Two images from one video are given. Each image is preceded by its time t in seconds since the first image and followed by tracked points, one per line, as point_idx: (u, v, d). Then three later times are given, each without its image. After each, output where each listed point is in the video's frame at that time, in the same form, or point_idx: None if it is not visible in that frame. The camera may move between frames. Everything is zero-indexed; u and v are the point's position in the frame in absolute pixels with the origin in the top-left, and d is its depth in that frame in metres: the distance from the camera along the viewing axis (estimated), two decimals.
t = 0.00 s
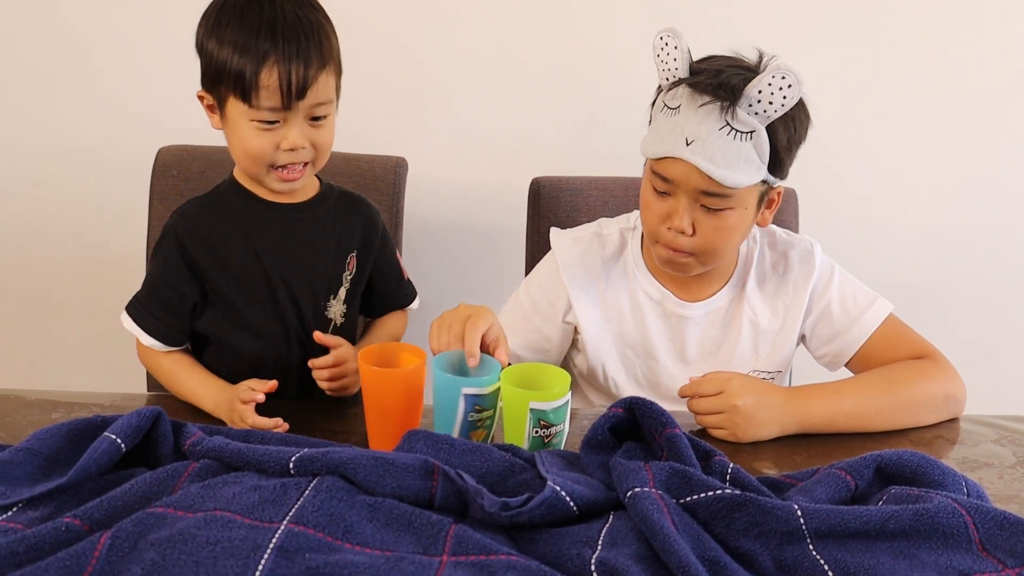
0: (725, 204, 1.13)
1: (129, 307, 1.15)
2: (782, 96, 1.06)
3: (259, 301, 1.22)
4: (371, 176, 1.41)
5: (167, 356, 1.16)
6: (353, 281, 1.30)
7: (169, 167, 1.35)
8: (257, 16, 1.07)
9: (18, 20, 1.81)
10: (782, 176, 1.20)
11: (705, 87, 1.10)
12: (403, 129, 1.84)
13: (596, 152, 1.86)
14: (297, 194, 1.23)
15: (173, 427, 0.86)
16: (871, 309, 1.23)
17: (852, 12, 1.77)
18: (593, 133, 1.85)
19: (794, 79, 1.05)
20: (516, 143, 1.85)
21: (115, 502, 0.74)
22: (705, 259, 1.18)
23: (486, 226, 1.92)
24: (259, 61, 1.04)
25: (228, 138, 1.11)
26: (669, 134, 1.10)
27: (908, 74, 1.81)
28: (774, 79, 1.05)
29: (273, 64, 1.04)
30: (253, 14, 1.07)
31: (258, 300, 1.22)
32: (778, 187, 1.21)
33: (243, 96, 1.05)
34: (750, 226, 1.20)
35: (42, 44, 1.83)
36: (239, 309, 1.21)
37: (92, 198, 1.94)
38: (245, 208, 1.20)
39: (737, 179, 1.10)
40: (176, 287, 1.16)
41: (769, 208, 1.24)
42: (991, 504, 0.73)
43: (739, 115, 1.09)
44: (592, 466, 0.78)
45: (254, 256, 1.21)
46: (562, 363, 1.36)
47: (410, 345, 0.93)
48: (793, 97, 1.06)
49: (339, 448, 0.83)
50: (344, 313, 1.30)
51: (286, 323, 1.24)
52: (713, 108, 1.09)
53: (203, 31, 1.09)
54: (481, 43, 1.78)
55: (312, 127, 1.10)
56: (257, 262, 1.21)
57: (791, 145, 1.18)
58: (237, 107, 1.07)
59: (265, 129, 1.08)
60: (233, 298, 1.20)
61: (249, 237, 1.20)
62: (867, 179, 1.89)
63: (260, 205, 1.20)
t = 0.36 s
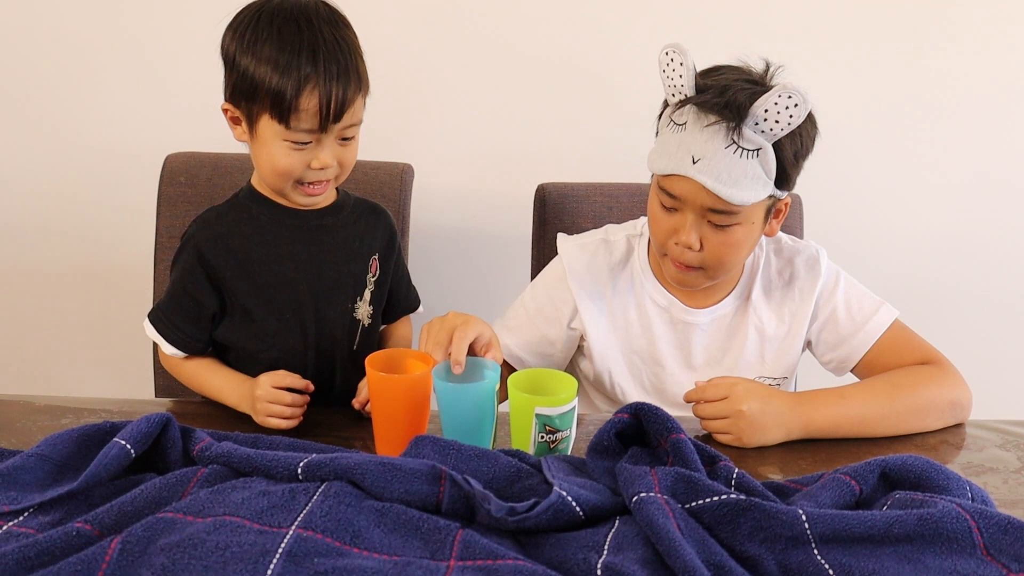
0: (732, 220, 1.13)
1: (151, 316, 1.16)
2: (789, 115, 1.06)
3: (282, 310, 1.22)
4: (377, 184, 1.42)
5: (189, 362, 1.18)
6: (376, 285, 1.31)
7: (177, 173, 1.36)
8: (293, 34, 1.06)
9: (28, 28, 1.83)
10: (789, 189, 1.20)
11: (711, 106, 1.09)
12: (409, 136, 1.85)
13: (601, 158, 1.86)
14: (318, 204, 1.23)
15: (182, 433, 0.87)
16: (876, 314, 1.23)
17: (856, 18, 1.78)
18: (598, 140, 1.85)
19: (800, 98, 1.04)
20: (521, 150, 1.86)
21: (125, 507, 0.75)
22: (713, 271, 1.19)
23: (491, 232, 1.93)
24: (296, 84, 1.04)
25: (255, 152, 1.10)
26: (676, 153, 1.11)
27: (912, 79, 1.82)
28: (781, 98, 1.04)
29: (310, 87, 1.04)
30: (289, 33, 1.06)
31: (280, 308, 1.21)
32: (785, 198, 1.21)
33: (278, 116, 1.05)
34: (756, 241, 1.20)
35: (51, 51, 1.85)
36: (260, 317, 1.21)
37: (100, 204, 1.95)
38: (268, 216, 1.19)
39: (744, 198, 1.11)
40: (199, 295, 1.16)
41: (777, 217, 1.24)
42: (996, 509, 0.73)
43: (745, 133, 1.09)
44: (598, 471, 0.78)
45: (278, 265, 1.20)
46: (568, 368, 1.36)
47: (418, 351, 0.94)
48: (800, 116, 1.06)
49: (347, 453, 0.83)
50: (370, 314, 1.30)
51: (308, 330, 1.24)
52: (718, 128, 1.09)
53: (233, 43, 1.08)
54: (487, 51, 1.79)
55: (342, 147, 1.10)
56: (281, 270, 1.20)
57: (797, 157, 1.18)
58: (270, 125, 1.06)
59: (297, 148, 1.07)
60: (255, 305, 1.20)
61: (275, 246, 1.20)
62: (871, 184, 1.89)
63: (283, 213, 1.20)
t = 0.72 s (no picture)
0: (732, 230, 1.14)
1: (155, 319, 1.17)
2: (786, 128, 1.06)
3: (285, 315, 1.22)
4: (379, 187, 1.42)
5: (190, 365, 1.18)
6: (381, 290, 1.30)
7: (179, 177, 1.37)
8: (306, 51, 1.06)
9: (32, 34, 1.85)
10: (788, 196, 1.20)
11: (708, 120, 1.10)
12: (410, 140, 1.86)
13: (602, 162, 1.87)
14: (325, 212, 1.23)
15: (184, 435, 0.88)
16: (877, 318, 1.24)
17: (855, 23, 1.78)
18: (598, 144, 1.86)
19: (797, 112, 1.04)
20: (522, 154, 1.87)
21: (127, 508, 0.75)
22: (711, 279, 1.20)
23: (492, 235, 1.93)
24: (307, 102, 1.04)
25: (263, 165, 1.11)
26: (674, 166, 1.12)
27: (913, 82, 1.82)
28: (777, 113, 1.04)
29: (322, 106, 1.04)
30: (302, 50, 1.06)
31: (283, 313, 1.22)
32: (785, 206, 1.22)
33: (287, 135, 1.05)
34: (756, 250, 1.21)
35: (56, 55, 1.86)
36: (262, 322, 1.21)
37: (103, 208, 1.96)
38: (270, 222, 1.20)
39: (740, 210, 1.11)
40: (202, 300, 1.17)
41: (779, 224, 1.24)
42: (994, 511, 0.73)
43: (742, 146, 1.09)
44: (598, 472, 0.79)
45: (281, 270, 1.21)
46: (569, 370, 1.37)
47: (420, 353, 0.94)
48: (796, 129, 1.06)
49: (348, 455, 0.84)
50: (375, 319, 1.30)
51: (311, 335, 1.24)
52: (715, 143, 1.10)
53: (246, 55, 1.08)
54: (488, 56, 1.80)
55: (350, 164, 1.11)
56: (284, 276, 1.21)
57: (796, 166, 1.18)
58: (278, 143, 1.07)
59: (305, 166, 1.08)
60: (258, 310, 1.21)
61: (278, 252, 1.20)
62: (871, 188, 1.90)
63: (288, 222, 1.21)
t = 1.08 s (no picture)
0: (739, 215, 1.14)
1: (155, 316, 1.17)
2: (791, 107, 1.07)
3: (287, 314, 1.22)
4: (380, 186, 1.42)
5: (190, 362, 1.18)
6: (383, 290, 1.30)
7: (180, 177, 1.37)
8: (319, 54, 1.06)
9: (34, 34, 1.85)
10: (791, 184, 1.21)
11: (714, 102, 1.10)
12: (411, 140, 1.86)
13: (603, 161, 1.87)
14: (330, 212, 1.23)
15: (186, 434, 0.88)
16: (879, 317, 1.24)
17: (856, 23, 1.79)
18: (599, 143, 1.86)
19: (802, 90, 1.05)
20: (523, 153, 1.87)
21: (128, 507, 0.75)
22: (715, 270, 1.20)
23: (493, 235, 1.93)
24: (320, 106, 1.04)
25: (272, 165, 1.11)
26: (681, 152, 1.11)
27: (913, 82, 1.82)
28: (783, 91, 1.05)
29: (333, 110, 1.04)
30: (315, 53, 1.06)
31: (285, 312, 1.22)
32: (788, 193, 1.22)
33: (297, 137, 1.05)
34: (763, 235, 1.20)
35: (57, 55, 1.86)
36: (264, 321, 1.21)
37: (105, 208, 1.96)
38: (272, 221, 1.20)
39: (749, 190, 1.11)
40: (204, 298, 1.17)
41: (780, 215, 1.24)
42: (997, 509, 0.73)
43: (747, 127, 1.10)
44: (600, 471, 0.78)
45: (283, 269, 1.21)
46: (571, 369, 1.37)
47: (421, 353, 0.94)
48: (801, 108, 1.07)
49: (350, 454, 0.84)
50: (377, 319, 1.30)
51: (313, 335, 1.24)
52: (723, 124, 1.10)
53: (258, 55, 1.08)
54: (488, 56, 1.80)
55: (359, 168, 1.11)
56: (286, 275, 1.21)
57: (799, 154, 1.19)
58: (289, 145, 1.07)
59: (314, 168, 1.08)
60: (259, 308, 1.21)
61: (281, 250, 1.20)
62: (872, 188, 1.90)
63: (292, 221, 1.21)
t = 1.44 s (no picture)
0: (741, 184, 1.13)
1: (152, 310, 1.16)
2: (780, 72, 1.08)
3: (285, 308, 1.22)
4: (380, 181, 1.42)
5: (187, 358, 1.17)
6: (382, 283, 1.29)
7: (180, 172, 1.36)
8: (317, 46, 1.06)
9: (34, 31, 1.85)
10: (785, 156, 1.21)
11: (704, 74, 1.11)
12: (411, 137, 1.86)
13: (603, 157, 1.87)
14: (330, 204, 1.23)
15: (184, 425, 0.87)
16: (880, 308, 1.23)
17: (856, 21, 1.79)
18: (599, 140, 1.86)
19: (788, 53, 1.07)
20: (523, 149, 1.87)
21: (126, 496, 0.75)
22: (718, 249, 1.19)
23: (493, 231, 1.93)
24: (319, 97, 1.03)
25: (272, 158, 1.11)
26: (676, 130, 1.11)
27: (912, 80, 1.83)
28: (770, 56, 1.07)
29: (333, 101, 1.04)
30: (313, 45, 1.06)
31: (283, 306, 1.22)
32: (784, 168, 1.22)
33: (297, 129, 1.05)
34: (763, 207, 1.20)
35: (57, 52, 1.86)
36: (263, 315, 1.21)
37: (104, 204, 1.96)
38: (270, 215, 1.20)
39: (747, 159, 1.11)
40: (201, 292, 1.16)
41: (776, 191, 1.24)
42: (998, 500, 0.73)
43: (739, 97, 1.10)
44: (600, 462, 0.78)
45: (282, 262, 1.20)
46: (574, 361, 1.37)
47: (421, 345, 0.93)
48: (790, 72, 1.08)
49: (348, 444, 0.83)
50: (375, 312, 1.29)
51: (311, 328, 1.24)
52: (714, 94, 1.11)
53: (256, 48, 1.08)
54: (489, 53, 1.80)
55: (359, 159, 1.10)
56: (284, 268, 1.21)
57: (790, 126, 1.20)
58: (288, 137, 1.06)
59: (313, 160, 1.08)
60: (257, 302, 1.20)
61: (279, 243, 1.20)
62: (871, 187, 1.90)
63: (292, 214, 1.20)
